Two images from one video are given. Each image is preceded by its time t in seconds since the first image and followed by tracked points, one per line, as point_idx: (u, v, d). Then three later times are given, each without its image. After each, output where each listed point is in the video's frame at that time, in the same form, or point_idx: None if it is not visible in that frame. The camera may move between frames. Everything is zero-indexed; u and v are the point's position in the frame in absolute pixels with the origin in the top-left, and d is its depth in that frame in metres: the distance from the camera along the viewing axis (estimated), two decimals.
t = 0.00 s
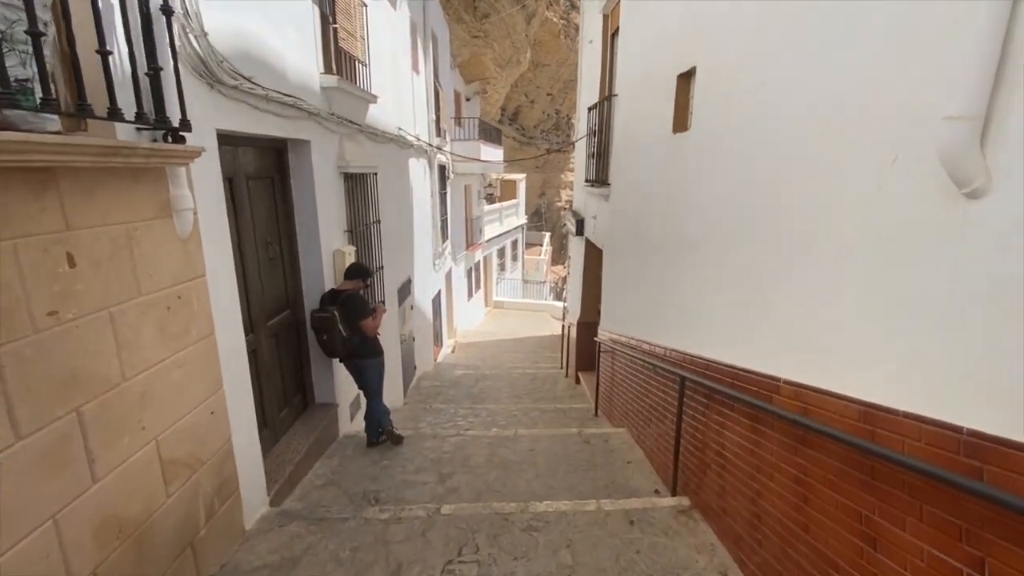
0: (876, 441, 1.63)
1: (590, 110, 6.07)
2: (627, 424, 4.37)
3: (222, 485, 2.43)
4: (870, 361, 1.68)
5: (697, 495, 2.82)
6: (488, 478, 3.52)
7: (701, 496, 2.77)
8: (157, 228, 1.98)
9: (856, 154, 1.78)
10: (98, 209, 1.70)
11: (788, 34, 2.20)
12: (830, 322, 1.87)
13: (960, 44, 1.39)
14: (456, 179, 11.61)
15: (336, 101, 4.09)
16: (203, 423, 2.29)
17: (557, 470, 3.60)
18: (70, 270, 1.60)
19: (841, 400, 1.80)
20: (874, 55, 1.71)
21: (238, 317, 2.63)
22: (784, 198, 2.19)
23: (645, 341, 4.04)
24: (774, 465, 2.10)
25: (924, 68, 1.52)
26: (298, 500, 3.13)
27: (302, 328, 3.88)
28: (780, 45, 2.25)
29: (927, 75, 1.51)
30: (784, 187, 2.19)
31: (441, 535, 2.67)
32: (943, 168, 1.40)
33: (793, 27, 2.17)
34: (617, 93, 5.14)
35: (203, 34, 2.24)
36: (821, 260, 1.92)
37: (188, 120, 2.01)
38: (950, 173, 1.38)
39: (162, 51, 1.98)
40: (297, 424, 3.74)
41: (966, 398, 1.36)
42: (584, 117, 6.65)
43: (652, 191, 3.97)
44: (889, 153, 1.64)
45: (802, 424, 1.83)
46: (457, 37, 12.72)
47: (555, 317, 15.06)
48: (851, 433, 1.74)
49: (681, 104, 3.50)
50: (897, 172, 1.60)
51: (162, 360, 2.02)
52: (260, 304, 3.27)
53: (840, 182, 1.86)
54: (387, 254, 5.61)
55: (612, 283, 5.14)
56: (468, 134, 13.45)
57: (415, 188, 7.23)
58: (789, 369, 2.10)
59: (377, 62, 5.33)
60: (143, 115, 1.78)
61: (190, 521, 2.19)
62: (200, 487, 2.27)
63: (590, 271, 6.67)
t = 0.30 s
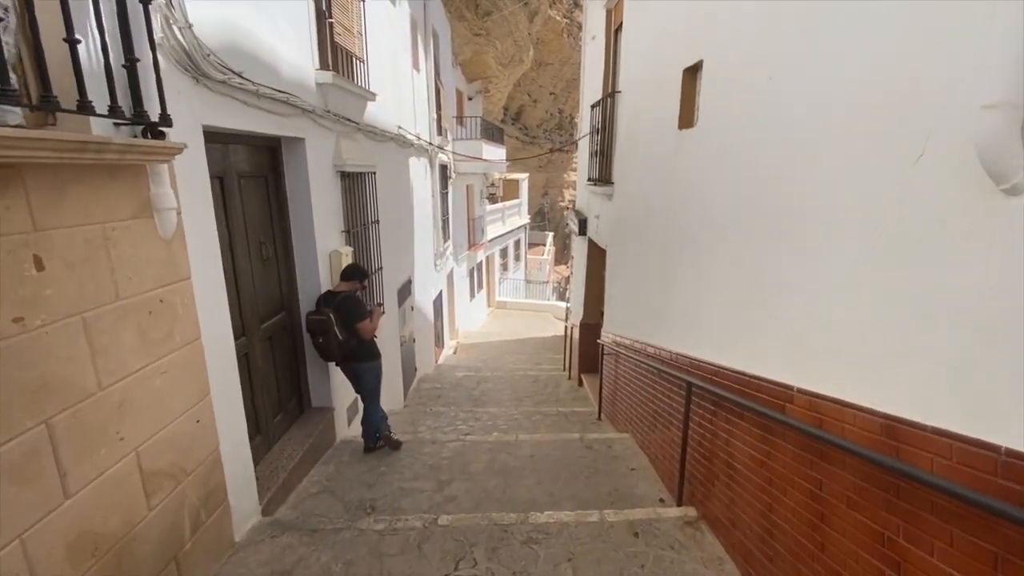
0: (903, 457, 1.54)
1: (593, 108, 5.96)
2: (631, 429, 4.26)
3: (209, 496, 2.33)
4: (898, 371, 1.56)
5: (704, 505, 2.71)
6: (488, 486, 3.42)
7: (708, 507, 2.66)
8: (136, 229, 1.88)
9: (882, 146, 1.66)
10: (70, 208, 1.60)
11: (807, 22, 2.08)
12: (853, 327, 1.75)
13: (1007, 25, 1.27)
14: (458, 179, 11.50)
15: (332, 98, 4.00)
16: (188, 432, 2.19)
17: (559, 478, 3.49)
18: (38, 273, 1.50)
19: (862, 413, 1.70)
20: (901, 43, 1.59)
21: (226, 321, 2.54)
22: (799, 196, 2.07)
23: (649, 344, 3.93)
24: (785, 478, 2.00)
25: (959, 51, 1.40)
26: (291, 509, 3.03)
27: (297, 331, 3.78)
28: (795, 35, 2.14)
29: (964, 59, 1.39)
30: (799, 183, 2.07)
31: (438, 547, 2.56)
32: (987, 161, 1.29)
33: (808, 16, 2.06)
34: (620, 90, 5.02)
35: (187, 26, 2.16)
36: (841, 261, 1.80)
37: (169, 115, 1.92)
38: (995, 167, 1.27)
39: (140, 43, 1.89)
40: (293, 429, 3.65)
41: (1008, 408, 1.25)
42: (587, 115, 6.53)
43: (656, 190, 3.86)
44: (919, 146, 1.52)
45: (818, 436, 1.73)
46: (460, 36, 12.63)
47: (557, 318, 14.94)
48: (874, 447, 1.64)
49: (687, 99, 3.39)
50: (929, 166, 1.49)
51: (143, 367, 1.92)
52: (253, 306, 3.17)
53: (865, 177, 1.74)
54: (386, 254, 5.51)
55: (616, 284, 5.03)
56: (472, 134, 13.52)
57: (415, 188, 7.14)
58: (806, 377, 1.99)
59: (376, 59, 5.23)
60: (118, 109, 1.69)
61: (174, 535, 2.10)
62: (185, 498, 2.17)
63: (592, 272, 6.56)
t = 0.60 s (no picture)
0: (923, 470, 1.46)
1: (595, 105, 5.87)
2: (633, 432, 4.18)
3: (197, 503, 2.26)
4: (919, 378, 1.47)
5: (708, 512, 2.63)
6: (487, 490, 3.34)
7: (712, 514, 2.58)
8: (117, 228, 1.80)
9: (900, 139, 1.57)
10: (43, 206, 1.53)
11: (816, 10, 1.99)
12: (868, 330, 1.66)
13: None
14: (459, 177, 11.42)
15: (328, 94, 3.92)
16: (175, 437, 2.12)
17: (558, 482, 3.42)
18: (10, 274, 1.43)
19: (877, 422, 1.61)
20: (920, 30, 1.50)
21: (215, 322, 2.47)
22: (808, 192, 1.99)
23: (652, 345, 3.85)
24: (795, 488, 1.91)
25: (983, 38, 1.31)
26: (285, 515, 2.96)
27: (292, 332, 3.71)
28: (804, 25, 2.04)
29: (988, 45, 1.31)
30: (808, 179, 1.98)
31: (434, 556, 2.49)
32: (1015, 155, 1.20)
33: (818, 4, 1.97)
34: (622, 86, 4.93)
35: (173, 17, 2.09)
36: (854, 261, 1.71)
37: (150, 110, 1.86)
38: None
39: (121, 34, 1.82)
40: (287, 432, 3.57)
41: None
42: (589, 111, 6.45)
43: (658, 187, 3.77)
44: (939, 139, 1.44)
45: (830, 446, 1.64)
46: (460, 32, 12.55)
47: (559, 317, 14.87)
48: (891, 459, 1.56)
49: (692, 94, 3.28)
50: (950, 159, 1.40)
51: (125, 371, 1.85)
52: (246, 307, 3.09)
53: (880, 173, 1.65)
54: (385, 253, 5.43)
55: (617, 283, 4.95)
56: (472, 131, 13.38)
57: (415, 186, 7.06)
58: (816, 383, 1.90)
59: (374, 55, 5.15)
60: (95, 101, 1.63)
61: (160, 544, 2.03)
62: (172, 506, 2.10)
63: (594, 271, 6.48)
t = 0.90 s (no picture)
0: (943, 480, 1.38)
1: (596, 99, 5.80)
2: (635, 431, 4.12)
3: (190, 506, 2.21)
4: (936, 381, 1.41)
5: (713, 514, 2.57)
6: (487, 491, 3.29)
7: (717, 516, 2.52)
8: (104, 225, 1.75)
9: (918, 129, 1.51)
10: (25, 202, 1.47)
11: None
12: (881, 330, 1.60)
13: None
14: (459, 174, 11.35)
15: (325, 89, 3.86)
16: (166, 439, 2.06)
17: (559, 483, 3.36)
18: None
19: (892, 427, 1.53)
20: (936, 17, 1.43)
21: (209, 322, 2.41)
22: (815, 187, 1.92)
23: (654, 343, 3.79)
24: (804, 493, 1.85)
25: (1006, 24, 1.25)
26: (281, 517, 2.91)
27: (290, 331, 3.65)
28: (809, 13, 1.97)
29: (1011, 31, 1.24)
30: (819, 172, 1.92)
31: (432, 559, 2.44)
32: None
33: None
34: (624, 80, 4.85)
35: (162, 7, 2.03)
36: (865, 258, 1.65)
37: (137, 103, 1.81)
38: None
39: (106, 25, 1.76)
40: (284, 432, 3.52)
41: None
42: (590, 107, 6.37)
43: (660, 183, 3.71)
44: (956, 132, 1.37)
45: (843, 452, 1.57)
46: (460, 28, 12.46)
47: (561, 315, 14.80)
48: (908, 466, 1.49)
49: (694, 87, 3.19)
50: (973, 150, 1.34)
51: (113, 372, 1.79)
52: (241, 305, 3.04)
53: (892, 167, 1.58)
54: (384, 250, 5.38)
55: (619, 280, 4.89)
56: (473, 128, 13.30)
57: (415, 182, 7.00)
58: (825, 385, 1.84)
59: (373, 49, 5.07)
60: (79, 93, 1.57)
61: (151, 549, 1.98)
62: (163, 511, 2.05)
63: (596, 268, 6.41)
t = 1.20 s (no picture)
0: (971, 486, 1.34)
1: (599, 94, 5.72)
2: (639, 431, 4.07)
3: (184, 510, 2.15)
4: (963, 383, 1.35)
5: (720, 517, 2.52)
6: (489, 492, 3.23)
7: (724, 519, 2.47)
8: (91, 221, 1.68)
9: (943, 118, 1.44)
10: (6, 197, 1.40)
11: None
12: (905, 330, 1.53)
13: None
14: (459, 170, 11.26)
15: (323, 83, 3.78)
16: (159, 442, 2.00)
17: (563, 484, 3.30)
18: None
19: (917, 432, 1.49)
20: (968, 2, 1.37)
21: (204, 321, 2.35)
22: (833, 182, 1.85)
23: (659, 342, 3.73)
24: (818, 497, 1.80)
25: None
26: (279, 519, 2.85)
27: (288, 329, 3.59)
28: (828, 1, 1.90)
29: None
30: (834, 165, 1.85)
31: (433, 564, 2.38)
32: None
33: None
34: (627, 74, 4.78)
35: None
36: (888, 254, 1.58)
37: (125, 93, 1.74)
38: None
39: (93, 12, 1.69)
40: (283, 432, 3.46)
41: None
42: (593, 101, 6.30)
43: (664, 178, 3.64)
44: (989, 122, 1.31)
45: (863, 455, 1.52)
46: (461, 23, 12.35)
47: (561, 312, 14.74)
48: (933, 472, 1.44)
49: (702, 79, 3.12)
50: (1005, 140, 1.27)
51: (101, 373, 1.73)
52: (239, 303, 2.97)
53: (917, 160, 1.51)
54: (384, 247, 5.31)
55: (622, 277, 4.82)
56: (473, 124, 13.20)
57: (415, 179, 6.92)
58: (844, 386, 1.77)
59: (372, 43, 4.99)
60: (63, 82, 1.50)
61: (142, 556, 1.92)
62: (155, 516, 1.99)
63: (598, 265, 6.34)
